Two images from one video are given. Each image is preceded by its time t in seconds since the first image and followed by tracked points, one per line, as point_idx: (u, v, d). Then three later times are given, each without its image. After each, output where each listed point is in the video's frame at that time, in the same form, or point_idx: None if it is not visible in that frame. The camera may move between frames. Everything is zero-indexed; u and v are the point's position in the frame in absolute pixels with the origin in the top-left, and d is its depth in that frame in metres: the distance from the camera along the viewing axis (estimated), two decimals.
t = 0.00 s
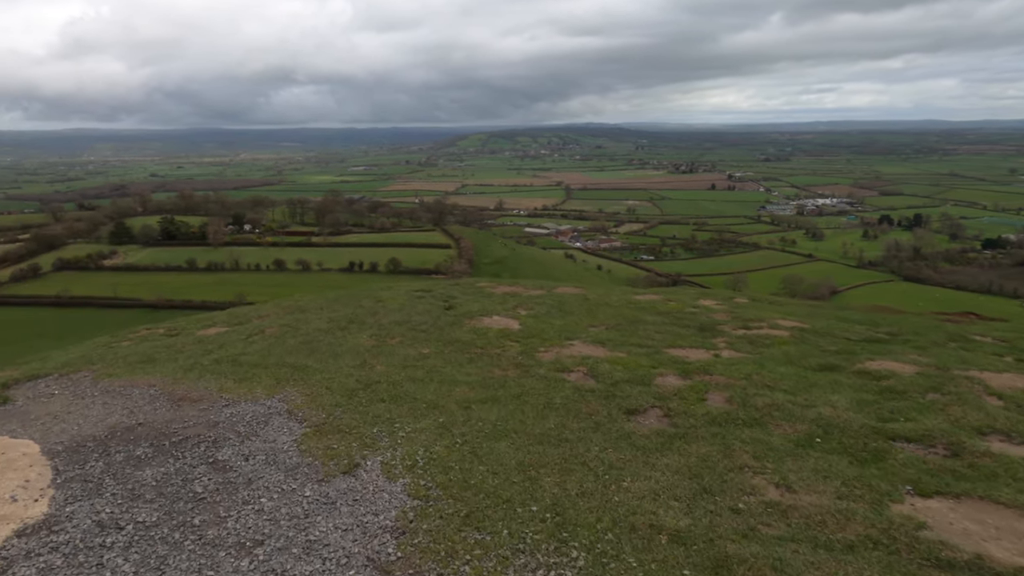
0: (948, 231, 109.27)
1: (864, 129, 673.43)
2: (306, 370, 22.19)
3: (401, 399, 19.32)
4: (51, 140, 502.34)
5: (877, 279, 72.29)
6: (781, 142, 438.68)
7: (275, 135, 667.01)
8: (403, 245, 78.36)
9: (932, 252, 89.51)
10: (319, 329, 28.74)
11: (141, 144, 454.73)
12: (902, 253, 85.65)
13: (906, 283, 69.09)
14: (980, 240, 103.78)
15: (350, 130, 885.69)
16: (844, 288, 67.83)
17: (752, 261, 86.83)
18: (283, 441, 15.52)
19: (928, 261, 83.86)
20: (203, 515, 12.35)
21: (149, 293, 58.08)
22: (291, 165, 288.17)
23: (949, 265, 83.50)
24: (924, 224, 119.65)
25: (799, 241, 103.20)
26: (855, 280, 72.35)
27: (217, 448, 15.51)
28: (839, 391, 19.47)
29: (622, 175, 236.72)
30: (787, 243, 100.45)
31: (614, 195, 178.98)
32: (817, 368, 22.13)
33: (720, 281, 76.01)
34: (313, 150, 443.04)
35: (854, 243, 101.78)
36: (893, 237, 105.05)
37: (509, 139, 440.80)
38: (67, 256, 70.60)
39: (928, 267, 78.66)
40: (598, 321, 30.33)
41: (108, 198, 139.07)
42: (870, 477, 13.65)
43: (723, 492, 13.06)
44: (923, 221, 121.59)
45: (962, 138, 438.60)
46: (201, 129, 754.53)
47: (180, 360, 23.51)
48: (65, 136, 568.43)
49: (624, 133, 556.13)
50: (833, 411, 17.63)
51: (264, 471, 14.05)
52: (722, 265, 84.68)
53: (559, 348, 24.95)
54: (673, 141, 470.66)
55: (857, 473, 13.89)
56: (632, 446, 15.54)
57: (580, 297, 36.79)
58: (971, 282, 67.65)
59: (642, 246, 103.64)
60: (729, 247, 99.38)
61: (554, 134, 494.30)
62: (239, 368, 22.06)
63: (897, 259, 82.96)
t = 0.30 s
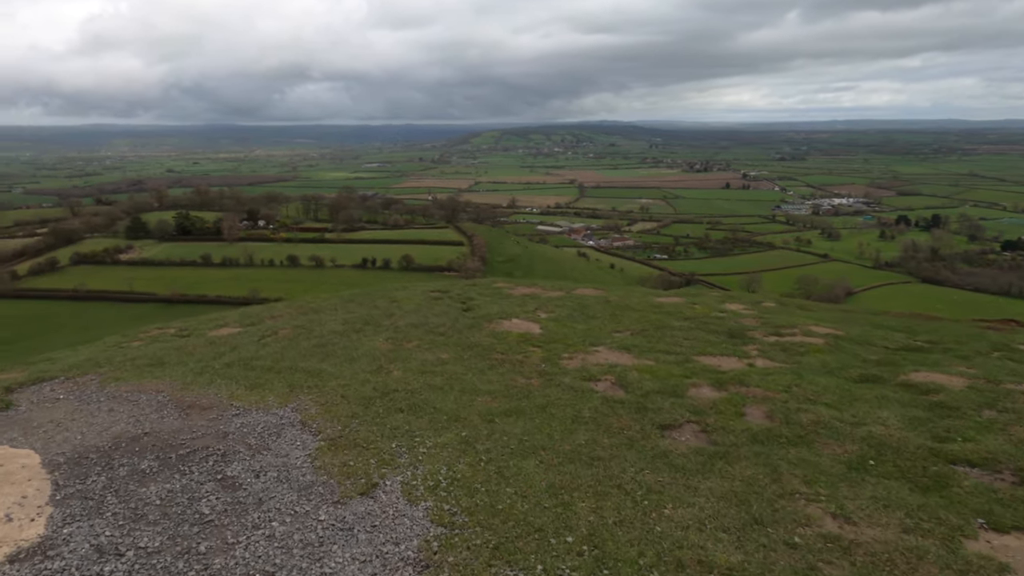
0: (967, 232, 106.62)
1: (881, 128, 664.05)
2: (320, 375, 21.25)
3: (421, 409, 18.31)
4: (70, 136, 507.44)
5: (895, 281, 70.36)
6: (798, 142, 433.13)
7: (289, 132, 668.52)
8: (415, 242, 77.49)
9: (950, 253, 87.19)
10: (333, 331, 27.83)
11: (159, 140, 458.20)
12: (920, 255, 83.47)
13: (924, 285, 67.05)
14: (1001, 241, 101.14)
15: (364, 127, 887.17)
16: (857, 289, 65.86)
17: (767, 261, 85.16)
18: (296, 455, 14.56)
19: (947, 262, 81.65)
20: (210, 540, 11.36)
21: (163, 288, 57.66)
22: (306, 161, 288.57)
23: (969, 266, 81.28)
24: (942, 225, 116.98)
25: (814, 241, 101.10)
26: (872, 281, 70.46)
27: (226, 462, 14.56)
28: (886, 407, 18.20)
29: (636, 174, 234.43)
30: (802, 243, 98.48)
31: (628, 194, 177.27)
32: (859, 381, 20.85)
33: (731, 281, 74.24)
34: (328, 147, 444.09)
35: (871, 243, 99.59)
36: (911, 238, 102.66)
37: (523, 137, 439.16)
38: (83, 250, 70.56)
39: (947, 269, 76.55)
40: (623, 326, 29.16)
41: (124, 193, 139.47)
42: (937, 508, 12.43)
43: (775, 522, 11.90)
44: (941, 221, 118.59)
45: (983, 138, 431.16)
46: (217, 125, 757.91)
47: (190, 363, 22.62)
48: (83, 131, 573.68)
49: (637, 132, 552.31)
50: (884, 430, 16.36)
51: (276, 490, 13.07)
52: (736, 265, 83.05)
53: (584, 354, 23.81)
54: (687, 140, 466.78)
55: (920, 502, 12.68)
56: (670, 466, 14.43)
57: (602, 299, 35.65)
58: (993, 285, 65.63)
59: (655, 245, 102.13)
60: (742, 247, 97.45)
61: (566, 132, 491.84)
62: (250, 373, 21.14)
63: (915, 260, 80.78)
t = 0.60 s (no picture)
0: (1003, 233, 102.99)
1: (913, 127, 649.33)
2: (352, 375, 20.59)
3: (457, 413, 17.59)
4: (103, 130, 517.49)
5: (924, 283, 67.66)
6: (826, 140, 424.97)
7: (315, 127, 674.49)
8: (439, 238, 76.95)
9: (984, 255, 83.85)
10: (364, 329, 27.22)
11: (189, 134, 465.13)
12: (952, 256, 80.46)
13: (960, 287, 64.69)
14: None
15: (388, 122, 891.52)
16: (888, 290, 63.71)
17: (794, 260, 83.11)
18: (329, 462, 13.88)
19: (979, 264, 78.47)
20: (242, 555, 10.69)
21: (192, 280, 57.84)
22: (331, 156, 290.39)
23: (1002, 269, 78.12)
24: (976, 226, 113.24)
25: (843, 240, 98.42)
26: (900, 282, 67.86)
27: (257, 468, 13.92)
28: (954, 421, 16.97)
29: (661, 171, 231.77)
30: (830, 243, 95.99)
31: (653, 191, 175.03)
32: (919, 392, 19.60)
33: (758, 281, 72.30)
34: (353, 142, 446.84)
35: (901, 243, 96.61)
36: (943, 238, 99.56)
37: (547, 133, 437.19)
38: (115, 241, 71.23)
39: (977, 270, 73.59)
40: (661, 328, 28.12)
41: (153, 186, 141.12)
42: None
43: (849, 551, 10.91)
44: (975, 222, 114.87)
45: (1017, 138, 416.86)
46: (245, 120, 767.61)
47: (219, 360, 22.14)
48: (116, 125, 584.75)
49: (662, 129, 546.55)
50: (955, 446, 15.18)
51: (310, 500, 12.38)
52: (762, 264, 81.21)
53: (623, 358, 22.83)
54: (713, 137, 461.14)
55: (1008, 531, 11.56)
56: (726, 482, 13.49)
57: (636, 299, 34.59)
58: None
59: (680, 243, 100.47)
60: (769, 246, 95.29)
61: (590, 128, 488.72)
62: (280, 372, 20.55)
63: (947, 262, 77.71)
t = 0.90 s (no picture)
0: None
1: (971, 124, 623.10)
2: (400, 374, 19.97)
3: (512, 418, 16.83)
4: (157, 122, 533.64)
5: (982, 287, 64.33)
6: (877, 138, 410.89)
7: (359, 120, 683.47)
8: (478, 232, 76.42)
9: None
10: (411, 325, 26.62)
11: (238, 127, 476.46)
12: (1010, 259, 76.36)
13: None
14: None
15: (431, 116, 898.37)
16: (943, 293, 60.62)
17: (841, 260, 79.97)
18: (381, 469, 13.24)
19: None
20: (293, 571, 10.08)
21: (239, 269, 58.43)
22: (375, 149, 293.51)
23: None
24: None
25: (893, 241, 94.45)
26: (954, 286, 64.70)
27: (307, 472, 13.36)
28: None
29: (705, 167, 227.28)
30: (880, 244, 92.19)
31: (696, 188, 171.36)
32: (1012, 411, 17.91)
33: (805, 281, 69.63)
34: (396, 135, 450.50)
35: (956, 245, 92.21)
36: (1002, 241, 94.66)
37: (589, 128, 433.61)
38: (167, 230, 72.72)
39: None
40: (719, 332, 26.78)
41: (203, 177, 144.37)
42: None
43: None
44: None
45: None
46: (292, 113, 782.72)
47: (268, 354, 21.81)
48: (169, 118, 602.24)
49: (707, 124, 536.40)
50: None
51: (363, 510, 11.74)
52: (807, 264, 78.45)
53: (682, 363, 21.68)
54: (759, 133, 450.15)
55: None
56: (808, 507, 12.35)
57: (690, 301, 33.25)
58: None
59: (722, 241, 97.93)
60: (816, 246, 91.99)
61: (633, 124, 482.73)
62: (329, 369, 20.09)
63: (1006, 265, 73.82)
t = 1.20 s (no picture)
0: None
1: None
2: (443, 376, 19.08)
3: (561, 430, 15.75)
4: (212, 118, 549.13)
5: None
6: (935, 141, 394.45)
7: (405, 117, 690.38)
8: (519, 230, 75.46)
9: None
10: (455, 325, 25.75)
11: (288, 123, 486.67)
12: None
13: None
14: None
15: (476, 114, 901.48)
16: (1006, 304, 57.08)
17: (895, 267, 76.35)
18: (423, 482, 12.33)
19: None
20: None
21: (284, 262, 58.76)
22: (419, 146, 295.70)
23: None
24: None
25: (951, 248, 89.91)
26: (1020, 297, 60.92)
27: (344, 481, 12.53)
28: None
29: (753, 169, 221.55)
30: (937, 250, 87.83)
31: (743, 189, 166.98)
32: None
33: (857, 287, 66.43)
34: (441, 133, 453.08)
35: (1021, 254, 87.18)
36: None
37: (634, 127, 428.38)
38: (217, 222, 73.94)
39: None
40: (779, 341, 25.16)
41: (253, 171, 147.33)
42: None
43: None
44: None
45: None
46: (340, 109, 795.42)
47: (308, 351, 21.22)
48: (223, 114, 619.43)
49: (756, 125, 524.37)
50: None
51: (402, 528, 10.85)
52: (858, 270, 75.13)
53: (742, 375, 20.21)
54: (809, 134, 437.57)
55: None
56: (899, 549, 10.93)
57: (745, 307, 31.59)
58: None
59: (769, 244, 94.80)
60: (869, 252, 88.09)
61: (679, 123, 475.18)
62: (370, 369, 19.34)
63: None
